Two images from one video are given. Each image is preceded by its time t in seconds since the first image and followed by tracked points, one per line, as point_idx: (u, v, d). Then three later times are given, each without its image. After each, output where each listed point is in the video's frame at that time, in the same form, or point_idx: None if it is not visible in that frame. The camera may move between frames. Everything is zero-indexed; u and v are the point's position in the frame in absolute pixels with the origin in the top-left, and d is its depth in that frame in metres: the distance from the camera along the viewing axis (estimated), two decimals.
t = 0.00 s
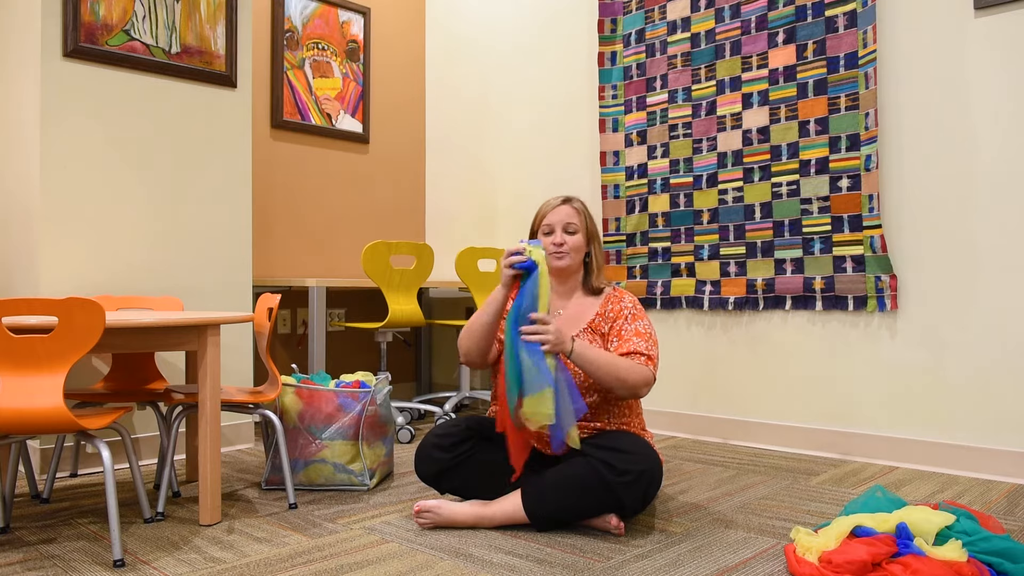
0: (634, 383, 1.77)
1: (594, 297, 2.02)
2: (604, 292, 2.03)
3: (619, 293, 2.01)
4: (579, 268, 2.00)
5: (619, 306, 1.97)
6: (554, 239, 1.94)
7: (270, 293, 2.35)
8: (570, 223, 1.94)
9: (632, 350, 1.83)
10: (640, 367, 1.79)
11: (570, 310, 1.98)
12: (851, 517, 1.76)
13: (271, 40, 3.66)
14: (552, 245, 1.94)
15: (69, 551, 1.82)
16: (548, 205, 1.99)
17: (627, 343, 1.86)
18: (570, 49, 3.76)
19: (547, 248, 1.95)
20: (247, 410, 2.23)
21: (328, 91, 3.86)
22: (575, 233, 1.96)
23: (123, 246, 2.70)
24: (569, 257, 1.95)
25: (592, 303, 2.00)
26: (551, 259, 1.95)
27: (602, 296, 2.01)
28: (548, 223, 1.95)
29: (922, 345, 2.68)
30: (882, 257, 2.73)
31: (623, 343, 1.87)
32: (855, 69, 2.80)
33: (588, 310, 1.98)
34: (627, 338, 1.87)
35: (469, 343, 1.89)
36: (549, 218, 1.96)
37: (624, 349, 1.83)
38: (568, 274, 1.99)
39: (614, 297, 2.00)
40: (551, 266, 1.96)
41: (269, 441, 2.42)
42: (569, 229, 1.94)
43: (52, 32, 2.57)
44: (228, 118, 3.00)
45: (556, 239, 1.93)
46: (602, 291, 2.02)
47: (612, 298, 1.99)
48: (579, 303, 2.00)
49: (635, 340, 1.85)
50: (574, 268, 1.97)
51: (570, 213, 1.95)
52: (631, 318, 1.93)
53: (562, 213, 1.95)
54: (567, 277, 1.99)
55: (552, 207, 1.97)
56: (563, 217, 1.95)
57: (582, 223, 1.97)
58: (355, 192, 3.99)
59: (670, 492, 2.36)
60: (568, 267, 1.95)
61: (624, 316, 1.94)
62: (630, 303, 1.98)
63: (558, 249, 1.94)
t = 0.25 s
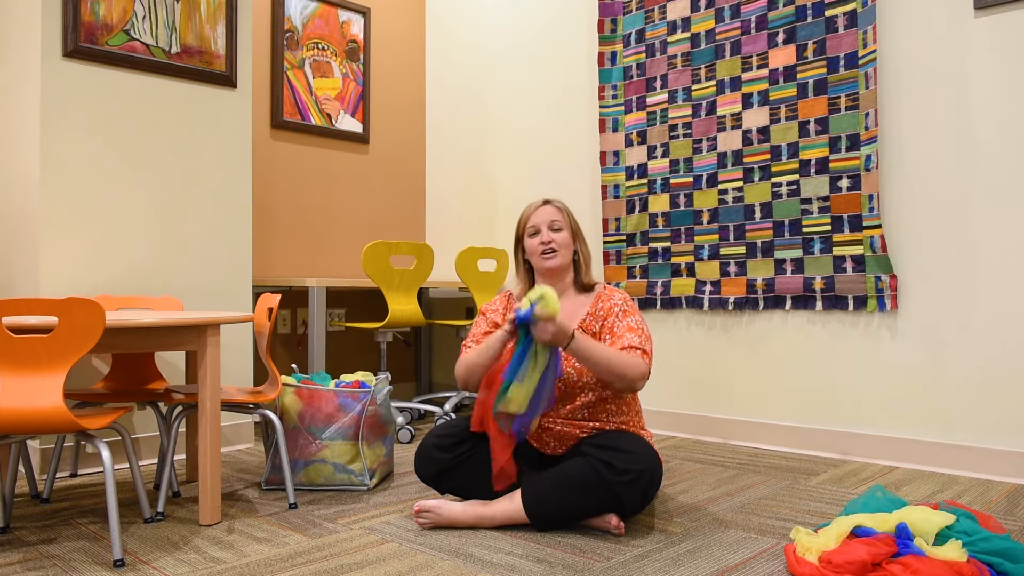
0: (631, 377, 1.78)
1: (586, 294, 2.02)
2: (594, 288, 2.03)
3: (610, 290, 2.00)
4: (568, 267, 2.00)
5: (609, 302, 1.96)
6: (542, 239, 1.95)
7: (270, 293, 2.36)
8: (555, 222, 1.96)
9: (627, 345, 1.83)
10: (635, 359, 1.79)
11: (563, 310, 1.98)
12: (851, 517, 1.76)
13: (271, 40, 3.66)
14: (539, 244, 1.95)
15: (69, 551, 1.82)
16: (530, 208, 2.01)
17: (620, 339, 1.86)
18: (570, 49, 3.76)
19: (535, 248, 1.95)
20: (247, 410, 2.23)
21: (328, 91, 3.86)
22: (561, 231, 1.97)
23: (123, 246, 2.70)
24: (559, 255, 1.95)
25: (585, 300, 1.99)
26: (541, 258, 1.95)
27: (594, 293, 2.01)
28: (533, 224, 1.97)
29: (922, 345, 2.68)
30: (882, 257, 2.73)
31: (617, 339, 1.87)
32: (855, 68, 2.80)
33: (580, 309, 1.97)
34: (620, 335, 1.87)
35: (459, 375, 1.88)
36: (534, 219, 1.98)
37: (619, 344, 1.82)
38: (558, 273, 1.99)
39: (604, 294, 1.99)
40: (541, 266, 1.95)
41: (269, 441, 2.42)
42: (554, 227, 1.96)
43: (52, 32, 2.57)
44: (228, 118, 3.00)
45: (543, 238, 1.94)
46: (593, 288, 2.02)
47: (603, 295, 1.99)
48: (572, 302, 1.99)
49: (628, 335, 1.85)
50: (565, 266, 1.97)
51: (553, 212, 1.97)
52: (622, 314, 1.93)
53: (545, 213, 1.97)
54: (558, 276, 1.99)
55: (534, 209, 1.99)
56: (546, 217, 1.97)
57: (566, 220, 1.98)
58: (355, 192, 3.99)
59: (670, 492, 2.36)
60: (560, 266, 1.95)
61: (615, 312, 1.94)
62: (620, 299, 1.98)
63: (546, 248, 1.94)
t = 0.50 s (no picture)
0: (630, 344, 1.77)
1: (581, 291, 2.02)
2: (587, 285, 2.02)
3: (601, 284, 2.01)
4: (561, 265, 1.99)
5: (602, 295, 1.97)
6: (532, 240, 1.94)
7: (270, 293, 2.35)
8: (544, 221, 1.96)
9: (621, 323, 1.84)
10: (632, 330, 1.80)
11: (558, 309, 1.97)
12: (851, 517, 1.76)
13: (270, 40, 3.66)
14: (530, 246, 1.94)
15: (69, 551, 1.82)
16: (517, 211, 2.01)
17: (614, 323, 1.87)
18: (570, 49, 3.76)
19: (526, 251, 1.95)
20: (247, 410, 2.23)
21: (328, 91, 3.86)
22: (551, 231, 1.96)
23: (123, 246, 2.70)
24: (551, 255, 1.94)
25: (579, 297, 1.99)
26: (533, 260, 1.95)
27: (587, 289, 2.01)
28: (522, 226, 1.97)
29: (922, 345, 2.68)
30: (882, 257, 2.73)
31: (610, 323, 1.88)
32: (855, 69, 2.80)
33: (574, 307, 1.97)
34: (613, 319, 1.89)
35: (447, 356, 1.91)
36: (522, 221, 1.97)
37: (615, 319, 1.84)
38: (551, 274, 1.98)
39: (596, 290, 1.99)
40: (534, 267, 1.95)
41: (269, 441, 2.42)
42: (543, 227, 1.95)
43: (52, 32, 2.57)
44: (228, 118, 3.00)
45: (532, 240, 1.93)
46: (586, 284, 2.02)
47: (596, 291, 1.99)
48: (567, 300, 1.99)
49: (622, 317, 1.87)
50: (557, 265, 1.97)
51: (540, 212, 1.97)
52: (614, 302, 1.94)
53: (533, 214, 1.96)
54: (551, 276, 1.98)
55: (521, 211, 1.99)
56: (535, 217, 1.96)
57: (554, 219, 1.98)
58: (355, 192, 3.99)
59: (670, 491, 2.36)
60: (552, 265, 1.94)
61: (608, 299, 1.96)
62: (611, 292, 1.98)
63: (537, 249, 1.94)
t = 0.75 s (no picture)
0: (625, 375, 1.77)
1: (579, 290, 2.03)
2: (586, 284, 2.03)
3: (602, 287, 2.00)
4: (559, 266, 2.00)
5: (602, 301, 1.96)
6: (529, 243, 1.94)
7: (270, 293, 2.35)
8: (540, 223, 1.96)
9: (620, 343, 1.83)
10: (628, 358, 1.78)
11: (556, 309, 1.99)
12: (851, 517, 1.76)
13: (270, 40, 3.66)
14: (527, 249, 1.94)
15: (69, 551, 1.82)
16: (514, 212, 2.01)
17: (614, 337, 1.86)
18: (569, 49, 3.76)
19: (524, 253, 1.95)
20: (247, 410, 2.23)
21: (328, 91, 3.86)
22: (547, 232, 1.97)
23: (123, 246, 2.70)
24: (548, 256, 1.95)
25: (577, 297, 2.00)
26: (530, 262, 1.96)
27: (586, 289, 2.02)
28: (518, 229, 1.97)
29: (922, 345, 2.68)
30: (882, 257, 2.73)
31: (611, 337, 1.87)
32: (855, 69, 2.80)
33: (573, 307, 1.98)
34: (613, 333, 1.87)
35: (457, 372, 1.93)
36: (519, 223, 1.97)
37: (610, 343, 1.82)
38: (549, 275, 1.99)
39: (597, 291, 1.99)
40: (531, 269, 1.96)
41: (269, 441, 2.42)
42: (539, 229, 1.95)
43: (52, 32, 2.57)
44: (228, 118, 3.00)
45: (529, 242, 1.94)
46: (584, 283, 2.03)
47: (595, 292, 2.00)
48: (565, 300, 2.00)
49: (622, 333, 1.85)
50: (555, 266, 1.97)
51: (536, 214, 1.97)
52: (615, 312, 1.92)
53: (529, 216, 1.96)
54: (550, 277, 1.99)
55: (518, 213, 1.99)
56: (531, 220, 1.96)
57: (550, 220, 1.98)
58: (355, 192, 3.99)
59: (670, 491, 2.36)
60: (550, 266, 1.95)
61: (608, 310, 1.94)
62: (612, 296, 1.97)
63: (535, 252, 1.94)
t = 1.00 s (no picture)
0: (630, 384, 1.78)
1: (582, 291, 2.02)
2: (589, 285, 2.03)
3: (607, 289, 2.00)
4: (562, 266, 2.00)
5: (607, 303, 1.96)
6: (532, 242, 1.95)
7: (270, 293, 2.35)
8: (543, 222, 1.96)
9: (625, 349, 1.83)
10: (633, 365, 1.79)
11: (560, 309, 1.98)
12: (851, 517, 1.76)
13: (271, 40, 3.66)
14: (530, 248, 1.95)
15: (69, 551, 1.82)
16: (517, 212, 2.01)
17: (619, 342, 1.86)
18: (569, 49, 3.76)
19: (527, 252, 1.96)
20: (247, 410, 2.23)
21: (328, 91, 3.86)
22: (550, 232, 1.97)
23: (123, 246, 2.70)
24: (550, 256, 1.95)
25: (581, 298, 2.00)
26: (533, 261, 1.96)
27: (590, 290, 2.01)
28: (522, 228, 1.97)
29: (922, 345, 2.68)
30: (882, 257, 2.73)
31: (616, 342, 1.87)
32: (855, 69, 2.80)
33: (576, 309, 1.98)
34: (618, 337, 1.87)
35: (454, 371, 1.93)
36: (522, 223, 1.98)
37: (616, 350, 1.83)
38: (552, 275, 1.99)
39: (602, 293, 1.99)
40: (534, 268, 1.96)
41: (269, 441, 2.42)
42: (542, 228, 1.96)
43: (52, 32, 2.57)
44: (228, 118, 3.00)
45: (532, 241, 1.94)
46: (587, 284, 2.03)
47: (599, 294, 1.99)
48: (568, 300, 2.00)
49: (627, 339, 1.85)
50: (558, 266, 1.97)
51: (540, 213, 1.97)
52: (620, 316, 1.92)
53: (532, 216, 1.96)
54: (552, 277, 1.99)
55: (521, 213, 1.99)
56: (534, 219, 1.96)
57: (553, 220, 1.98)
58: (355, 192, 3.99)
59: (670, 492, 2.36)
60: (552, 266, 1.95)
61: (613, 314, 1.93)
62: (618, 299, 1.97)
63: (537, 251, 1.94)
